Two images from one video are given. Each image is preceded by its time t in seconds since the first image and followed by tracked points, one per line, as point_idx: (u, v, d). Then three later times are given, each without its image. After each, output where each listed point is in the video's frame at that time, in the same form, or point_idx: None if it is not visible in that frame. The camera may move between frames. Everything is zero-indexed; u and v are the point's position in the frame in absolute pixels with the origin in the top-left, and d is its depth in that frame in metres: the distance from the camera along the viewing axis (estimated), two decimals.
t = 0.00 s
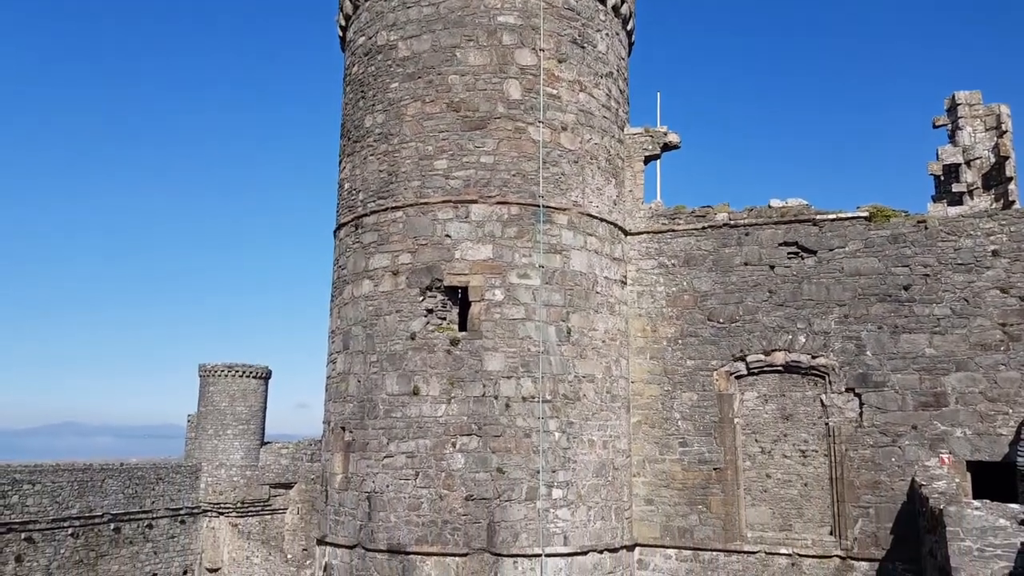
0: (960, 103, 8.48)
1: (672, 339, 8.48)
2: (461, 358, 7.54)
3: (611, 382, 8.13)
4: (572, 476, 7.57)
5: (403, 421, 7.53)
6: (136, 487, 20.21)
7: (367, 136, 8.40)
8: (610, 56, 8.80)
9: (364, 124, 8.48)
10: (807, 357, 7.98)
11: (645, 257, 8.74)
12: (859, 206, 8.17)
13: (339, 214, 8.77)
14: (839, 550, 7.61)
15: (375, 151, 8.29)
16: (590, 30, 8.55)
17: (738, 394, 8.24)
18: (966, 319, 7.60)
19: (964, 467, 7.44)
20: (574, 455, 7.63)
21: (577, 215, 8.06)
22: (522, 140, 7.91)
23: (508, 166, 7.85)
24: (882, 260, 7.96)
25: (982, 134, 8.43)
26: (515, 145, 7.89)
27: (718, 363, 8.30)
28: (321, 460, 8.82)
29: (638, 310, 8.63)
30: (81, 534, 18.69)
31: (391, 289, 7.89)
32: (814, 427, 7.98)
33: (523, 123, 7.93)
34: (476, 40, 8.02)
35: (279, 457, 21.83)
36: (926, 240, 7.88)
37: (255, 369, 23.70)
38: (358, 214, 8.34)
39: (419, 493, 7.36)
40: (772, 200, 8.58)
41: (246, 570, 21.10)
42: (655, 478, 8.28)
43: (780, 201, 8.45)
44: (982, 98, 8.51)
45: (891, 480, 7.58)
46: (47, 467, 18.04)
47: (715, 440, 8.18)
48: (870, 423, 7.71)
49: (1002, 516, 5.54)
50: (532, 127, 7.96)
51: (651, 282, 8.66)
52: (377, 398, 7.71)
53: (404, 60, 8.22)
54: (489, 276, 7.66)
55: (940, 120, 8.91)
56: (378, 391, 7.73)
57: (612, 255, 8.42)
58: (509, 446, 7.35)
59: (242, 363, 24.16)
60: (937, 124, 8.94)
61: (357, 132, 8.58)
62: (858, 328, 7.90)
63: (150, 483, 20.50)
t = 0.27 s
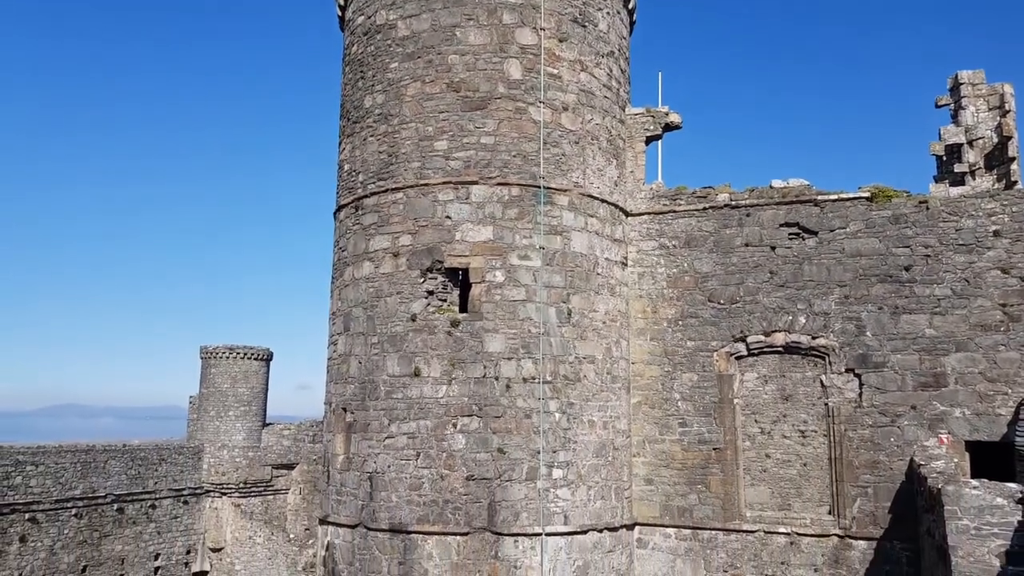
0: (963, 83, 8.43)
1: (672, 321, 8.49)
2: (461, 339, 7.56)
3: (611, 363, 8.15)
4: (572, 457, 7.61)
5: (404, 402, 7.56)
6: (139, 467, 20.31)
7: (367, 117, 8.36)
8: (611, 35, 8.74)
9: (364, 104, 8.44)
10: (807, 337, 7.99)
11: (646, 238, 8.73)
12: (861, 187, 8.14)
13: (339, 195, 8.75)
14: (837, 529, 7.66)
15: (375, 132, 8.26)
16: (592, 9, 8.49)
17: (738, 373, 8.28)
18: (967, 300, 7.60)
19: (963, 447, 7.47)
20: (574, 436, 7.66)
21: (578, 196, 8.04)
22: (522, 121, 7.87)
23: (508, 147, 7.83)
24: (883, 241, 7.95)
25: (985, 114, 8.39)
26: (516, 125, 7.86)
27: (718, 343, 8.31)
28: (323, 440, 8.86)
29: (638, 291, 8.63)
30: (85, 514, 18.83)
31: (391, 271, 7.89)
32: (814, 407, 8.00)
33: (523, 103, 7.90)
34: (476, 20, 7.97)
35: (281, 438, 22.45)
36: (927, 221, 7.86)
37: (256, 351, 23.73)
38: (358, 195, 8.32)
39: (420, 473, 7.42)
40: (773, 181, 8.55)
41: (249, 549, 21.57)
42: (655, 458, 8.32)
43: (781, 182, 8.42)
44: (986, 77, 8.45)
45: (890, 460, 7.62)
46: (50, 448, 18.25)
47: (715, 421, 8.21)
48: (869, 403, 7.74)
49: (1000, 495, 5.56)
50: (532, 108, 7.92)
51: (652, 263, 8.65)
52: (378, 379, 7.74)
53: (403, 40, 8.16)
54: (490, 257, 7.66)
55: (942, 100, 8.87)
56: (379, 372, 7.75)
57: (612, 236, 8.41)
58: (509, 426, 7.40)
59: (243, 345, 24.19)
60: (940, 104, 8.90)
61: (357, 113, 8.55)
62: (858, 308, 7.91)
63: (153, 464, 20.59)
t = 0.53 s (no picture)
0: (967, 60, 8.37)
1: (674, 301, 8.49)
2: (462, 320, 7.56)
3: (612, 344, 8.15)
4: (573, 437, 7.63)
5: (406, 383, 7.57)
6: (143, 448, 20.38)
7: (366, 97, 8.31)
8: (612, 13, 8.67)
9: (363, 85, 8.39)
10: (808, 317, 7.99)
11: (647, 219, 8.70)
12: (863, 165, 8.10)
13: (339, 176, 8.71)
14: (837, 507, 7.70)
15: (374, 113, 8.21)
16: None
17: (739, 352, 8.28)
18: (968, 279, 7.59)
19: (964, 425, 7.49)
20: (575, 416, 7.68)
21: (579, 176, 8.00)
22: (523, 100, 7.83)
23: (509, 127, 7.78)
24: (885, 220, 7.92)
25: (989, 92, 8.32)
26: (516, 105, 7.81)
27: (719, 323, 8.31)
28: (325, 421, 8.89)
29: (639, 271, 8.62)
30: (89, 496, 18.93)
31: (392, 252, 7.88)
32: (815, 386, 8.01)
33: (523, 83, 7.84)
34: None
35: (283, 420, 22.03)
36: (930, 199, 7.83)
37: (258, 333, 23.75)
38: (358, 177, 8.29)
39: (422, 454, 7.45)
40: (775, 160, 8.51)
41: (254, 530, 21.67)
42: (656, 438, 8.35)
43: (783, 161, 8.38)
44: (989, 55, 8.39)
45: (890, 439, 7.64)
46: (54, 430, 18.23)
47: (715, 400, 8.23)
48: (870, 382, 7.75)
49: (1000, 473, 5.59)
50: (533, 87, 7.87)
51: (653, 244, 8.63)
52: (380, 360, 7.75)
53: (403, 19, 8.10)
54: (490, 239, 7.64)
55: (945, 78, 8.81)
56: (381, 353, 7.76)
57: (613, 217, 8.38)
58: (511, 406, 7.42)
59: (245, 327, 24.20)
60: (942, 82, 8.84)
61: (356, 93, 8.50)
62: (860, 288, 7.90)
63: (156, 445, 20.76)
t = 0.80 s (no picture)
0: (974, 37, 8.29)
1: (676, 281, 8.47)
2: (464, 302, 7.56)
3: (614, 324, 8.15)
4: (575, 417, 7.66)
5: (408, 364, 7.59)
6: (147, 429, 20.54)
7: (367, 77, 8.26)
8: None
9: (364, 64, 8.34)
10: (811, 297, 7.97)
11: (649, 199, 8.67)
12: (867, 144, 8.06)
13: (340, 157, 8.68)
14: (838, 486, 7.73)
15: (375, 92, 8.17)
16: None
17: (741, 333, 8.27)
18: (972, 259, 7.56)
19: (965, 405, 7.50)
20: (577, 396, 7.70)
21: (581, 156, 7.96)
22: (524, 80, 7.77)
23: (510, 106, 7.74)
24: (888, 200, 7.89)
25: (995, 70, 8.26)
26: (518, 84, 7.76)
27: (721, 304, 8.31)
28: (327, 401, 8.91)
29: (641, 252, 8.60)
30: (94, 476, 19.11)
31: (394, 233, 7.87)
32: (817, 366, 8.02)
33: (525, 62, 7.79)
34: None
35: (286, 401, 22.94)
36: (934, 179, 7.79)
37: (261, 314, 23.78)
38: (359, 157, 8.26)
39: (424, 434, 7.48)
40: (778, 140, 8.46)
41: (258, 509, 21.67)
42: (657, 418, 8.37)
43: (786, 140, 8.34)
44: (996, 32, 8.31)
45: (892, 418, 7.66)
46: (58, 411, 18.38)
47: (717, 380, 8.24)
48: (872, 362, 7.75)
49: (1000, 452, 5.61)
50: (535, 66, 7.82)
51: (655, 224, 8.60)
52: (382, 341, 7.76)
53: None
54: (492, 220, 7.63)
55: (952, 56, 8.74)
56: (383, 334, 7.77)
57: (616, 197, 8.34)
58: (513, 387, 7.44)
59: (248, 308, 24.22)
60: (948, 60, 8.77)
61: (357, 73, 8.44)
62: (862, 268, 7.88)
63: (161, 426, 20.92)
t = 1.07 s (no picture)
0: (980, 14, 8.23)
1: (678, 261, 8.47)
2: (466, 281, 7.56)
3: (616, 304, 8.16)
4: (577, 396, 7.68)
5: (410, 344, 7.61)
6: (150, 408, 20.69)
7: (368, 55, 8.21)
8: None
9: (365, 42, 8.28)
10: (813, 276, 7.97)
11: (652, 178, 8.64)
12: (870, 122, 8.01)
13: (341, 136, 8.64)
14: (838, 464, 7.77)
15: (376, 70, 8.12)
16: None
17: (742, 312, 8.28)
18: (974, 237, 7.55)
19: (966, 383, 7.51)
20: (578, 375, 7.72)
21: (583, 134, 7.92)
22: (527, 57, 7.73)
23: (512, 84, 7.70)
24: (891, 178, 7.86)
25: (1001, 47, 8.20)
26: (520, 62, 7.71)
27: (723, 283, 8.30)
28: (330, 380, 8.94)
29: (644, 231, 8.59)
30: (98, 455, 19.26)
31: (395, 213, 7.85)
32: (818, 345, 8.03)
33: (527, 39, 7.74)
34: None
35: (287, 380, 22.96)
36: (937, 156, 7.76)
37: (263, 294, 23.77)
38: (361, 136, 8.23)
39: (427, 413, 7.51)
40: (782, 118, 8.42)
41: (262, 487, 21.93)
42: (658, 397, 8.41)
43: (789, 118, 8.29)
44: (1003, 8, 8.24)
45: (892, 396, 7.68)
46: (61, 390, 18.46)
47: (718, 359, 8.26)
48: (873, 341, 7.77)
49: (1001, 430, 5.68)
50: (537, 44, 7.77)
51: (658, 203, 8.59)
52: (384, 321, 7.78)
53: None
54: (494, 199, 7.61)
55: (958, 33, 8.67)
56: (385, 314, 7.78)
57: (618, 176, 8.32)
58: (515, 366, 7.47)
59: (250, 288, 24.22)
60: (954, 37, 8.71)
61: (357, 50, 8.39)
62: (865, 246, 7.86)
63: (164, 405, 21.06)
